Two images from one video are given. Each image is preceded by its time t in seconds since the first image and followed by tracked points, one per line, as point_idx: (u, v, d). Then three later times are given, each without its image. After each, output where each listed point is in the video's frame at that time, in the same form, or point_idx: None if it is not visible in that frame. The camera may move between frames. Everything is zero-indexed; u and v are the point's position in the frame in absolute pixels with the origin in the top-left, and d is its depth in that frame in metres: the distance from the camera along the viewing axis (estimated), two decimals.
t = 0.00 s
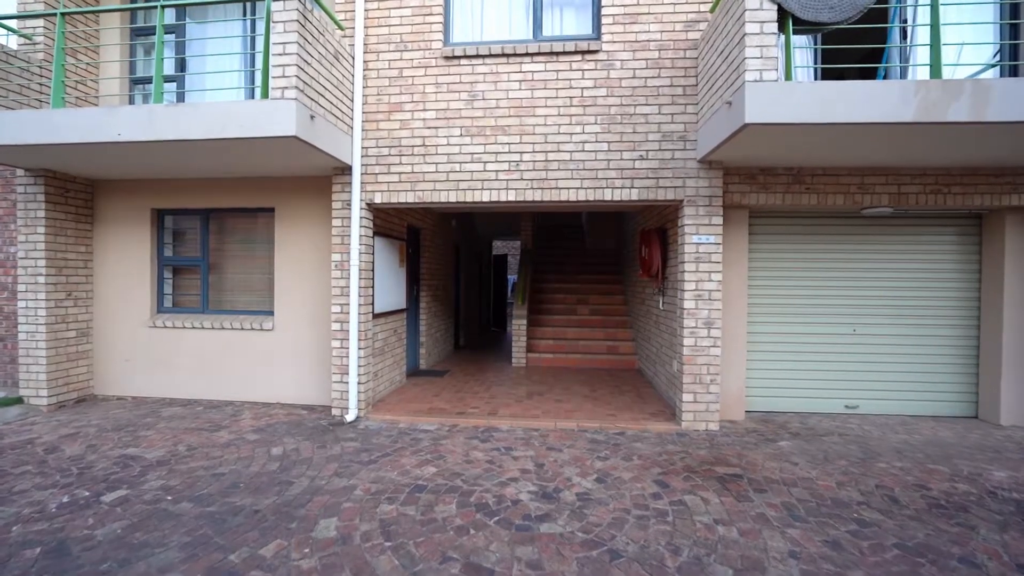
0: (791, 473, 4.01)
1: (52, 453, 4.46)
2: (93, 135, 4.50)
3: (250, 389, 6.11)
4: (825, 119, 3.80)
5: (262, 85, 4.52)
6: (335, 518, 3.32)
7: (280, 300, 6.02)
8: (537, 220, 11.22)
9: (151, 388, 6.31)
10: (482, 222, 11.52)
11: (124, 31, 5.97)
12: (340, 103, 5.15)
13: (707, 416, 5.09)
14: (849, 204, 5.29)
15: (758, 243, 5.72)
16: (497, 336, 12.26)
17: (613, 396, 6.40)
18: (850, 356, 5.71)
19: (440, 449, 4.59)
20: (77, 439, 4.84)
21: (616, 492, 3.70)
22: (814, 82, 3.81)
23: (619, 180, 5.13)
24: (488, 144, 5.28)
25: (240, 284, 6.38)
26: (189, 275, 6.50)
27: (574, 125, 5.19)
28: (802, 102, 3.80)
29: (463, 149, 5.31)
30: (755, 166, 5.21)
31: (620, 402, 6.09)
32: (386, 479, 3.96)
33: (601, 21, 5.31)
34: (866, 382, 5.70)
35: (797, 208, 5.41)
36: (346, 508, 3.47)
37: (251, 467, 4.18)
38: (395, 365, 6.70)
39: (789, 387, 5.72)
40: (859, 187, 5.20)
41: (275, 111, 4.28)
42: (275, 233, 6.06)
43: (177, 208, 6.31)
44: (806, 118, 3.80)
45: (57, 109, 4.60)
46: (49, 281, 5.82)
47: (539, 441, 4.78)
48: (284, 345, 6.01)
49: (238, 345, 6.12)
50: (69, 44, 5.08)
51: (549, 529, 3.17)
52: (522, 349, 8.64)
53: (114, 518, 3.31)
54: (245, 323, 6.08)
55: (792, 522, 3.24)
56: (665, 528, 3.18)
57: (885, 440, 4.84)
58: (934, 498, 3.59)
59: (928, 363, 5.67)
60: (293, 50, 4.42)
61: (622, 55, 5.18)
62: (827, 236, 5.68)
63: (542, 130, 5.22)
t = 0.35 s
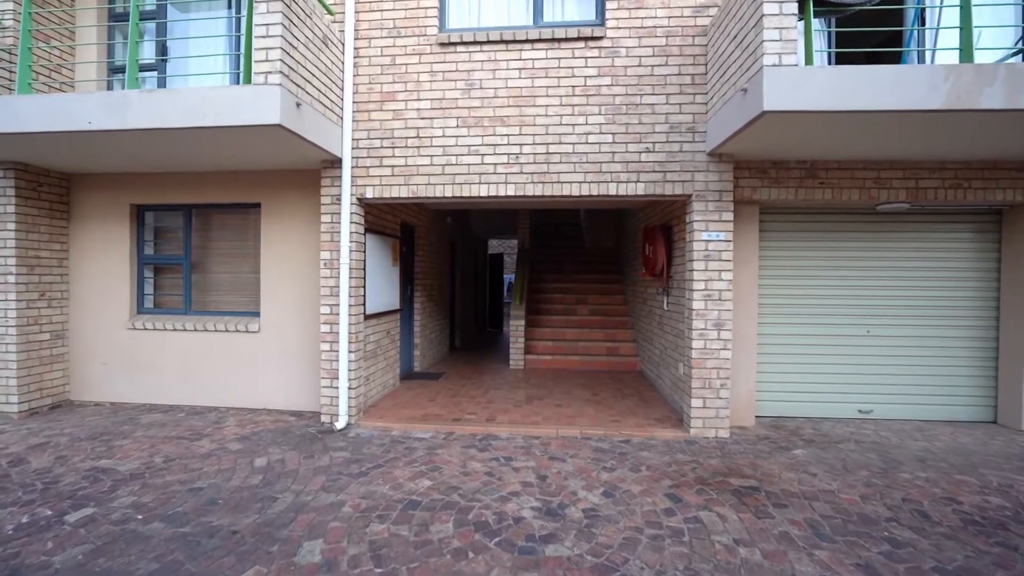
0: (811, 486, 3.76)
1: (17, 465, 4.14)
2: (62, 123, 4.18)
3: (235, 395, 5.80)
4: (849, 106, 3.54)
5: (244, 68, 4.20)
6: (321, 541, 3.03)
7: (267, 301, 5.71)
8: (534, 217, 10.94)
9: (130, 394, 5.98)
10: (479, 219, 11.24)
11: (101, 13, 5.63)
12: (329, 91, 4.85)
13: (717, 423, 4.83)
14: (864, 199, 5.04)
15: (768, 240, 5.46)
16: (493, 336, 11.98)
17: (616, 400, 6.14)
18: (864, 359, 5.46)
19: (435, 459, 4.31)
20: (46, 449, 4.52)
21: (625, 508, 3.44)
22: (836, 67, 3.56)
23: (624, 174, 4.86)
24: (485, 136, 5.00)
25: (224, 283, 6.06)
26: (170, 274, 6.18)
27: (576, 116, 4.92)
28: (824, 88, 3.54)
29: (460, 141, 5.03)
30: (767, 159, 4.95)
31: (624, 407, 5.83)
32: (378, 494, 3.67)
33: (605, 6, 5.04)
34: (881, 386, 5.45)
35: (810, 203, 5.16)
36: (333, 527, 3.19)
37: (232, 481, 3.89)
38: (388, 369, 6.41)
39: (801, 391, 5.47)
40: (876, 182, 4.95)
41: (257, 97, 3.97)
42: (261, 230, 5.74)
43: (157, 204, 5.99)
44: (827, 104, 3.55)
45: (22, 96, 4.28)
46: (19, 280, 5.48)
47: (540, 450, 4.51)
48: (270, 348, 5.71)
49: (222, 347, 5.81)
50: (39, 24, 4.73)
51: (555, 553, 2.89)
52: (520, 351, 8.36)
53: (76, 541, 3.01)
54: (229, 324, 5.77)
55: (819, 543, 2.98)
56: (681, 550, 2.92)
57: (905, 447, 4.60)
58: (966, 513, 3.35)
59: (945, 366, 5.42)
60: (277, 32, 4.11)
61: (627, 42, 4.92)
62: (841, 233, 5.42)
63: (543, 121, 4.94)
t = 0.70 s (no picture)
0: (833, 499, 3.49)
1: None
2: (26, 110, 3.88)
3: (218, 400, 5.50)
4: (875, 88, 3.27)
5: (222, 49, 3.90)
6: (300, 566, 2.74)
7: (251, 300, 5.40)
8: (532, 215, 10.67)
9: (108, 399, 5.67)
10: (476, 217, 10.95)
11: None
12: (316, 78, 4.56)
13: (728, 430, 4.56)
14: (882, 193, 4.77)
15: (780, 236, 5.19)
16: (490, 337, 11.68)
17: (619, 405, 5.85)
18: (880, 362, 5.19)
19: (429, 471, 4.02)
20: (11, 460, 4.21)
21: (635, 525, 3.16)
22: (861, 47, 3.30)
23: (630, 166, 4.58)
24: (482, 125, 4.71)
25: (207, 282, 5.75)
26: (151, 273, 5.86)
27: (578, 104, 4.64)
28: (847, 70, 3.28)
29: (455, 131, 4.74)
30: (780, 151, 4.68)
31: (628, 412, 5.55)
32: (366, 510, 3.39)
33: None
34: (898, 389, 5.18)
35: (825, 197, 4.89)
36: (315, 549, 2.90)
37: (208, 495, 3.59)
38: (380, 372, 6.12)
39: (814, 395, 5.20)
40: (895, 175, 4.68)
41: (236, 80, 3.69)
42: (246, 226, 5.44)
43: (136, 199, 5.68)
44: (852, 88, 3.29)
45: None
46: None
47: (541, 460, 4.22)
48: (256, 350, 5.40)
49: (205, 350, 5.51)
50: None
51: None
52: (518, 353, 8.07)
53: (28, 566, 2.71)
54: (212, 326, 5.47)
55: (849, 566, 2.71)
56: None
57: (928, 456, 4.33)
58: (1005, 530, 3.08)
59: (966, 369, 5.16)
60: (257, 11, 3.82)
61: (632, 26, 4.65)
62: (856, 230, 5.15)
63: (543, 109, 4.66)
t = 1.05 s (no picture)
0: (858, 517, 3.21)
1: None
2: None
3: (199, 405, 5.21)
4: (906, 67, 2.99)
5: (195, 28, 3.60)
6: None
7: (235, 301, 5.11)
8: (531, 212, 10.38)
9: (84, 405, 5.38)
10: (473, 214, 10.66)
11: None
12: (301, 63, 4.27)
13: (740, 438, 4.28)
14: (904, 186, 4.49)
15: (794, 232, 4.90)
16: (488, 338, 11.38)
17: (623, 410, 5.57)
18: (899, 365, 4.91)
19: (420, 484, 3.74)
20: None
21: (644, 548, 2.89)
22: (889, 23, 3.02)
23: (635, 157, 4.29)
24: (478, 114, 4.42)
25: (189, 282, 5.45)
26: (129, 271, 5.57)
27: (581, 91, 4.36)
28: (874, 48, 3.01)
29: (449, 120, 4.45)
30: (795, 141, 4.40)
31: (633, 417, 5.27)
32: (350, 530, 3.11)
33: None
34: (918, 394, 4.90)
35: (842, 190, 4.60)
36: None
37: (180, 513, 3.31)
38: (372, 376, 5.83)
39: (829, 400, 4.92)
40: (917, 167, 4.40)
41: (210, 61, 3.40)
42: (229, 222, 5.15)
43: (113, 193, 5.38)
44: (880, 67, 3.01)
45: None
46: None
47: (541, 472, 3.94)
48: (239, 353, 5.12)
49: (186, 353, 5.22)
50: None
51: None
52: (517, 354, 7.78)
53: None
54: (193, 327, 5.17)
55: None
56: None
57: (954, 466, 4.06)
58: None
59: (990, 373, 4.87)
60: None
61: (638, 8, 4.36)
62: (873, 225, 4.87)
63: (543, 97, 4.38)
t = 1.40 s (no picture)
0: (891, 538, 2.93)
1: None
2: None
3: (180, 412, 4.92)
4: (947, 43, 2.70)
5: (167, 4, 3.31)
6: None
7: (217, 301, 4.82)
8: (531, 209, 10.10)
9: (58, 410, 5.09)
10: (472, 211, 10.38)
11: None
12: (285, 46, 3.98)
13: (756, 448, 3.99)
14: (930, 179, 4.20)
15: (811, 228, 4.61)
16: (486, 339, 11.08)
17: (629, 416, 5.29)
18: (922, 369, 4.62)
19: (413, 500, 3.46)
20: None
21: None
22: None
23: (644, 147, 4.00)
24: (475, 102, 4.14)
25: (170, 281, 5.16)
26: (107, 270, 5.27)
27: (585, 77, 4.07)
28: (911, 22, 2.72)
29: (444, 107, 4.16)
30: (815, 130, 4.11)
31: (639, 424, 4.98)
32: (334, 554, 2.83)
33: None
34: (943, 400, 4.61)
35: (863, 184, 4.32)
36: None
37: (148, 534, 3.03)
38: (364, 380, 5.54)
39: (848, 407, 4.63)
40: (944, 158, 4.12)
41: (181, 39, 3.11)
42: (211, 217, 4.85)
43: (89, 187, 5.08)
44: (920, 43, 2.71)
45: None
46: None
47: (543, 486, 3.65)
48: (223, 356, 4.83)
49: (166, 356, 4.92)
50: None
51: None
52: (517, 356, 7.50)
53: None
54: (174, 329, 4.88)
55: None
56: None
57: (986, 478, 3.77)
58: None
59: (1019, 377, 4.58)
60: None
61: None
62: (896, 221, 4.58)
63: (545, 83, 4.09)
